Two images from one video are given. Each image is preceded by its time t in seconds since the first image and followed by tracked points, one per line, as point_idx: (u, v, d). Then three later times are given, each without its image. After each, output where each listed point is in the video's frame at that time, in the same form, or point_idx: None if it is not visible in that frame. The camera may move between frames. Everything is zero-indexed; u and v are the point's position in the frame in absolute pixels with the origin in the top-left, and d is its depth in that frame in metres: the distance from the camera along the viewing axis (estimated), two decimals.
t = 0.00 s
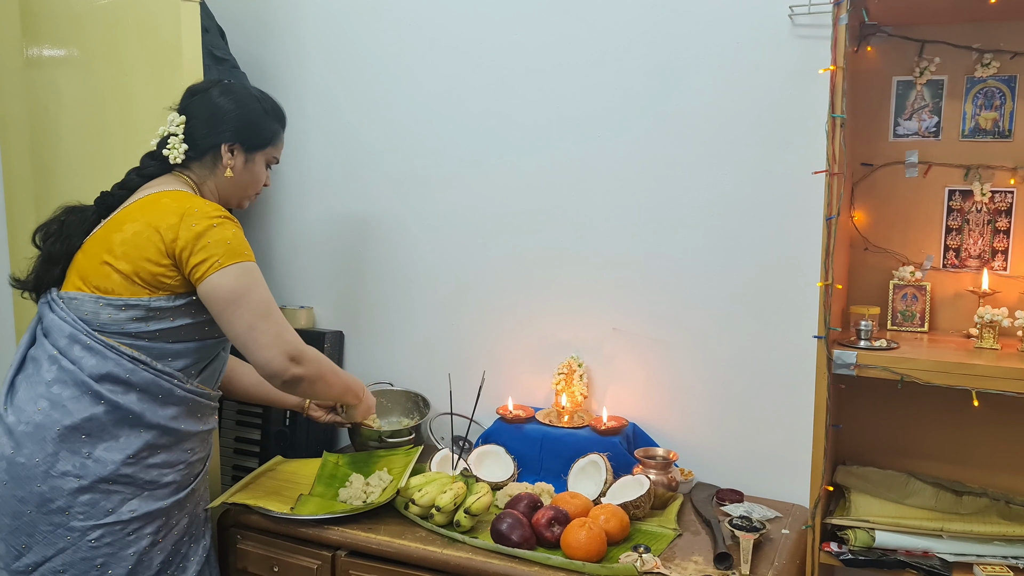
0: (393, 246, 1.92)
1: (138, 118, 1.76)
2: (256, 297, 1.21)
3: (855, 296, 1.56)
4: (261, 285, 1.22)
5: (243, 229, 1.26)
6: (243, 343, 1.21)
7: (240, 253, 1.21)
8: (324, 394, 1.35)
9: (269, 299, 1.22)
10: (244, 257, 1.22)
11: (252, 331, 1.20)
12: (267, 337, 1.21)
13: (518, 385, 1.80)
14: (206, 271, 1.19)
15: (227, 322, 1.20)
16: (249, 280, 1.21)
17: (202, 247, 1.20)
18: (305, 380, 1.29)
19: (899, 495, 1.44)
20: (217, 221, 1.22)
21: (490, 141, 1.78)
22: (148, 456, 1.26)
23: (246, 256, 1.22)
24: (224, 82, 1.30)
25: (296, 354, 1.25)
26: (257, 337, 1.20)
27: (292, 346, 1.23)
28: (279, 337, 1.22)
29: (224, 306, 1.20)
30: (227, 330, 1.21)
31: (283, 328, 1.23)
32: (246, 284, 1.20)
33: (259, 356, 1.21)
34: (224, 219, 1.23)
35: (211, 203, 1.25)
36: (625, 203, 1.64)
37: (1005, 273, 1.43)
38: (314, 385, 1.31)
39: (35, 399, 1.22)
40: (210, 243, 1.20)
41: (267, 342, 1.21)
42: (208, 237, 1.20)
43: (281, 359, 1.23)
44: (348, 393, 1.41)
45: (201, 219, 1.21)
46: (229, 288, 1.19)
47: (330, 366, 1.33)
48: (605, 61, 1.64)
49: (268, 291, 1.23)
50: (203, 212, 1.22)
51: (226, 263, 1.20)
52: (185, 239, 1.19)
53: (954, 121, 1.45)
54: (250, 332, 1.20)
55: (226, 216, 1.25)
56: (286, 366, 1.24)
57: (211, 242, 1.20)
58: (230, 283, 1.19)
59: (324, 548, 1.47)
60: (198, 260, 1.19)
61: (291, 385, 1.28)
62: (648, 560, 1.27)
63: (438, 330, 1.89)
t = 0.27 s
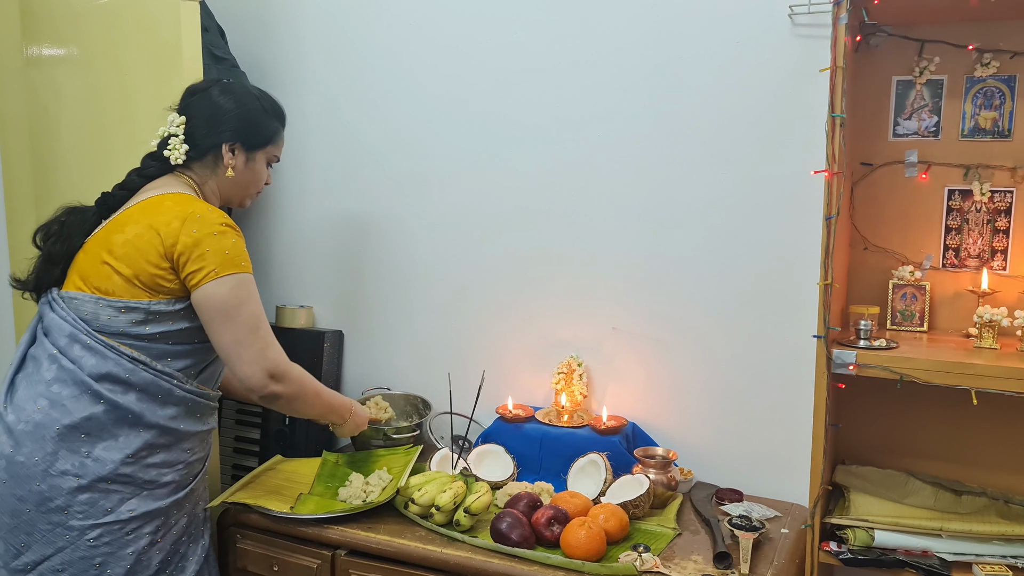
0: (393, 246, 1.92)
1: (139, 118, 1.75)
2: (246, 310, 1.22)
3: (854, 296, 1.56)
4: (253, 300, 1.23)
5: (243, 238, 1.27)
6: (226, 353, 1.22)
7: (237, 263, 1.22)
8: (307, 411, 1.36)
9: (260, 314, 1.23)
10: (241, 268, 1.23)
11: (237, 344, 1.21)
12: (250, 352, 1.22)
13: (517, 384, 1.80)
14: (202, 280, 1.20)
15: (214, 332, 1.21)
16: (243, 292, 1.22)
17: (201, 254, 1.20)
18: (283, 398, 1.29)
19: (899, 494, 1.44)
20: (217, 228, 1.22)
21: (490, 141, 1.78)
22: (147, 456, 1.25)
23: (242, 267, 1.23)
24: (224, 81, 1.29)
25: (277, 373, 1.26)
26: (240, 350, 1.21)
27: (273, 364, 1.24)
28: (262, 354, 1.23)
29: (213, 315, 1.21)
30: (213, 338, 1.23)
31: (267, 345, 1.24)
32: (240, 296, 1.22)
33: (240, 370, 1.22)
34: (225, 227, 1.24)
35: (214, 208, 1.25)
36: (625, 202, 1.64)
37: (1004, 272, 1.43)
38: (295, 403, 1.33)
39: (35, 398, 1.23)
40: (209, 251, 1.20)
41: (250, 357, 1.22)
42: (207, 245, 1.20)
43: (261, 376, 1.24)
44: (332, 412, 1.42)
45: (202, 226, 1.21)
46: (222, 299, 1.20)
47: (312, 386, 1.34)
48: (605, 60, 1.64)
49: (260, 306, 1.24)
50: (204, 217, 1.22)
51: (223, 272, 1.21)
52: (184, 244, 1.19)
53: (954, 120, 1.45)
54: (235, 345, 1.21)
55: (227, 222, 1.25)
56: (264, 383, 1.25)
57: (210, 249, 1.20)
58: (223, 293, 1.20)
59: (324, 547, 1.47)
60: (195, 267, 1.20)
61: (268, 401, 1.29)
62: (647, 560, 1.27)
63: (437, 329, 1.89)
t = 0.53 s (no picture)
0: (392, 245, 1.92)
1: (139, 116, 1.75)
2: (238, 311, 1.21)
3: (853, 295, 1.56)
4: (245, 302, 1.22)
5: (239, 239, 1.26)
6: (216, 354, 1.21)
7: (229, 263, 1.21)
8: (299, 415, 1.34)
9: (252, 315, 1.22)
10: (234, 268, 1.22)
11: (226, 345, 1.20)
12: (239, 354, 1.21)
13: (516, 383, 1.80)
14: (193, 280, 1.20)
15: (205, 333, 1.21)
16: (236, 293, 1.21)
17: (194, 254, 1.20)
18: (273, 403, 1.28)
19: (897, 493, 1.44)
20: (213, 228, 1.22)
21: (489, 140, 1.78)
22: (144, 455, 1.25)
23: (236, 267, 1.22)
24: (224, 81, 1.30)
25: (266, 377, 1.24)
26: (229, 351, 1.21)
27: (262, 367, 1.23)
28: (251, 357, 1.22)
29: (204, 315, 1.20)
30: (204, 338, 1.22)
31: (256, 348, 1.23)
32: (232, 297, 1.21)
33: (228, 371, 1.21)
34: (221, 227, 1.23)
35: (212, 208, 1.26)
36: (624, 201, 1.64)
37: (1003, 271, 1.43)
38: (286, 406, 1.31)
39: (32, 396, 1.23)
40: (202, 250, 1.20)
41: (238, 360, 1.21)
42: (201, 244, 1.20)
43: (249, 379, 1.22)
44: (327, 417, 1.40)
45: (197, 225, 1.21)
46: (213, 299, 1.20)
47: (305, 390, 1.33)
48: (604, 59, 1.64)
49: (253, 309, 1.23)
50: (200, 217, 1.22)
51: (215, 272, 1.20)
52: (178, 244, 1.19)
53: (952, 119, 1.45)
54: (224, 346, 1.21)
55: (224, 223, 1.25)
56: (254, 386, 1.23)
57: (203, 249, 1.20)
58: (214, 293, 1.20)
59: (323, 546, 1.47)
60: (187, 266, 1.20)
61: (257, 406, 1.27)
62: (646, 558, 1.27)
63: (436, 328, 1.89)
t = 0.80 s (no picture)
0: (390, 244, 1.92)
1: (136, 115, 1.76)
2: (212, 309, 1.15)
3: (849, 294, 1.57)
4: (217, 301, 1.16)
5: (225, 240, 1.23)
6: (184, 350, 1.15)
7: (210, 262, 1.18)
8: (272, 415, 1.27)
9: (227, 316, 1.17)
10: (215, 267, 1.18)
11: (195, 342, 1.14)
12: (205, 353, 1.14)
13: (514, 382, 1.80)
14: (172, 276, 1.16)
15: (174, 327, 1.15)
16: (212, 291, 1.16)
17: (176, 251, 1.17)
18: (240, 407, 1.20)
19: (894, 492, 1.45)
20: (198, 227, 1.20)
21: (487, 139, 1.78)
22: (140, 453, 1.26)
23: (216, 267, 1.18)
24: (229, 83, 1.31)
25: (231, 381, 1.16)
26: (195, 348, 1.14)
27: (227, 369, 1.15)
28: (218, 357, 1.15)
29: (177, 309, 1.15)
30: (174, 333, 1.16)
31: (223, 348, 1.16)
32: (205, 293, 1.15)
33: (192, 370, 1.15)
34: (208, 226, 1.21)
35: (203, 208, 1.24)
36: (621, 201, 1.65)
37: (999, 271, 1.43)
38: (258, 409, 1.24)
39: (28, 395, 1.23)
40: (185, 247, 1.18)
41: (202, 358, 1.14)
42: (185, 242, 1.18)
43: (213, 381, 1.15)
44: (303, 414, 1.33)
45: (183, 224, 1.20)
46: (188, 294, 1.15)
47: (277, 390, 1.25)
48: (601, 58, 1.64)
49: (226, 308, 1.17)
50: (188, 216, 1.21)
51: (192, 268, 1.16)
52: (163, 241, 1.18)
53: (948, 119, 1.45)
54: (190, 343, 1.14)
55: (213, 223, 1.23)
56: (218, 388, 1.16)
57: (186, 247, 1.17)
58: (187, 289, 1.15)
59: (320, 545, 1.48)
60: (169, 263, 1.17)
61: (223, 411, 1.20)
62: (642, 557, 1.27)
63: (434, 327, 1.89)
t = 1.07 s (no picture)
0: (388, 243, 1.93)
1: (137, 112, 1.76)
2: (141, 287, 1.06)
3: (848, 293, 1.57)
4: (142, 281, 1.06)
5: (183, 233, 1.16)
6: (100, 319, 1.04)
7: (154, 249, 1.09)
8: (171, 410, 1.12)
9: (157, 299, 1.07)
10: (157, 255, 1.09)
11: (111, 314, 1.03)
12: (116, 325, 1.03)
13: (513, 381, 1.81)
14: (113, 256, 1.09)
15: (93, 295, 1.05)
16: (146, 271, 1.07)
17: (127, 237, 1.12)
18: (131, 394, 1.06)
19: (892, 490, 1.45)
20: (158, 217, 1.14)
21: (486, 138, 1.78)
22: (129, 450, 1.24)
23: (157, 254, 1.09)
24: (227, 84, 1.31)
25: (129, 364, 1.03)
26: (108, 319, 1.03)
27: (131, 351, 1.03)
28: (127, 334, 1.03)
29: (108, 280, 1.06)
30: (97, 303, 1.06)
31: (137, 327, 1.04)
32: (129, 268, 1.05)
33: (95, 340, 1.03)
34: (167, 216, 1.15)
35: (176, 203, 1.19)
36: (621, 200, 1.65)
37: (998, 269, 1.44)
38: (151, 400, 1.09)
39: (16, 395, 1.23)
40: (135, 234, 1.11)
41: (111, 330, 1.02)
42: (137, 228, 1.12)
43: (111, 358, 1.03)
44: (207, 416, 1.17)
45: (144, 213, 1.15)
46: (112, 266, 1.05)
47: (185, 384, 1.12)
48: (600, 56, 1.64)
49: (154, 292, 1.07)
50: (153, 207, 1.16)
51: (133, 251, 1.08)
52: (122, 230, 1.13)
53: (947, 118, 1.45)
54: (104, 313, 1.03)
55: (178, 216, 1.17)
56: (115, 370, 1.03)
57: (138, 235, 1.11)
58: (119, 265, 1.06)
59: (319, 543, 1.48)
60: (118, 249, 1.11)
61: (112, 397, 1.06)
62: (641, 556, 1.28)
63: (433, 326, 1.89)
